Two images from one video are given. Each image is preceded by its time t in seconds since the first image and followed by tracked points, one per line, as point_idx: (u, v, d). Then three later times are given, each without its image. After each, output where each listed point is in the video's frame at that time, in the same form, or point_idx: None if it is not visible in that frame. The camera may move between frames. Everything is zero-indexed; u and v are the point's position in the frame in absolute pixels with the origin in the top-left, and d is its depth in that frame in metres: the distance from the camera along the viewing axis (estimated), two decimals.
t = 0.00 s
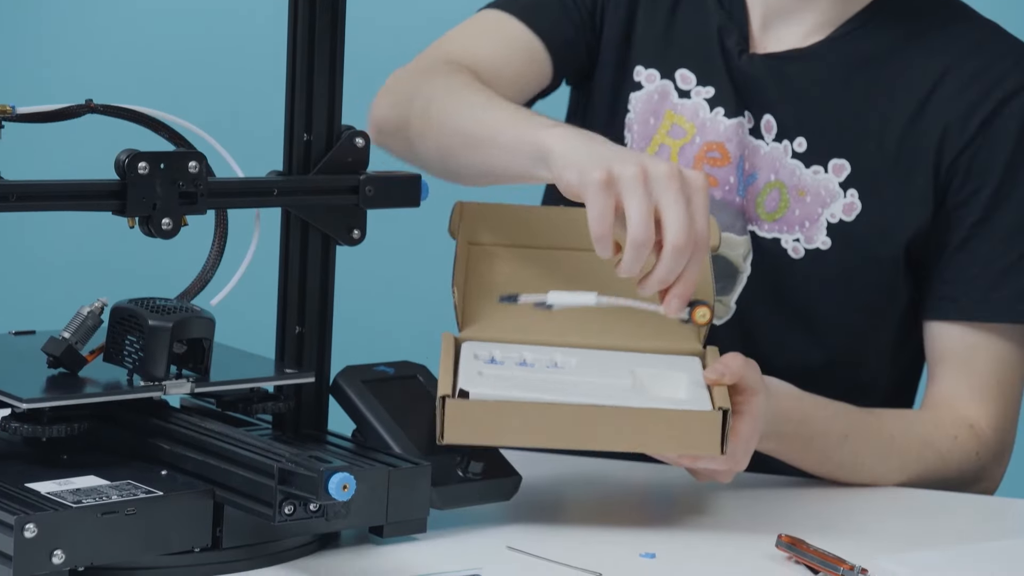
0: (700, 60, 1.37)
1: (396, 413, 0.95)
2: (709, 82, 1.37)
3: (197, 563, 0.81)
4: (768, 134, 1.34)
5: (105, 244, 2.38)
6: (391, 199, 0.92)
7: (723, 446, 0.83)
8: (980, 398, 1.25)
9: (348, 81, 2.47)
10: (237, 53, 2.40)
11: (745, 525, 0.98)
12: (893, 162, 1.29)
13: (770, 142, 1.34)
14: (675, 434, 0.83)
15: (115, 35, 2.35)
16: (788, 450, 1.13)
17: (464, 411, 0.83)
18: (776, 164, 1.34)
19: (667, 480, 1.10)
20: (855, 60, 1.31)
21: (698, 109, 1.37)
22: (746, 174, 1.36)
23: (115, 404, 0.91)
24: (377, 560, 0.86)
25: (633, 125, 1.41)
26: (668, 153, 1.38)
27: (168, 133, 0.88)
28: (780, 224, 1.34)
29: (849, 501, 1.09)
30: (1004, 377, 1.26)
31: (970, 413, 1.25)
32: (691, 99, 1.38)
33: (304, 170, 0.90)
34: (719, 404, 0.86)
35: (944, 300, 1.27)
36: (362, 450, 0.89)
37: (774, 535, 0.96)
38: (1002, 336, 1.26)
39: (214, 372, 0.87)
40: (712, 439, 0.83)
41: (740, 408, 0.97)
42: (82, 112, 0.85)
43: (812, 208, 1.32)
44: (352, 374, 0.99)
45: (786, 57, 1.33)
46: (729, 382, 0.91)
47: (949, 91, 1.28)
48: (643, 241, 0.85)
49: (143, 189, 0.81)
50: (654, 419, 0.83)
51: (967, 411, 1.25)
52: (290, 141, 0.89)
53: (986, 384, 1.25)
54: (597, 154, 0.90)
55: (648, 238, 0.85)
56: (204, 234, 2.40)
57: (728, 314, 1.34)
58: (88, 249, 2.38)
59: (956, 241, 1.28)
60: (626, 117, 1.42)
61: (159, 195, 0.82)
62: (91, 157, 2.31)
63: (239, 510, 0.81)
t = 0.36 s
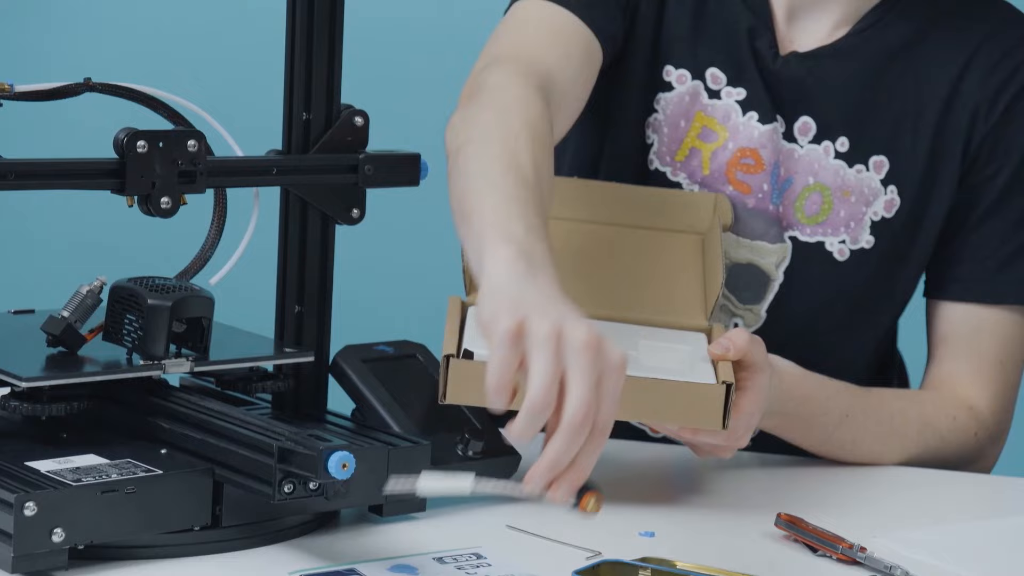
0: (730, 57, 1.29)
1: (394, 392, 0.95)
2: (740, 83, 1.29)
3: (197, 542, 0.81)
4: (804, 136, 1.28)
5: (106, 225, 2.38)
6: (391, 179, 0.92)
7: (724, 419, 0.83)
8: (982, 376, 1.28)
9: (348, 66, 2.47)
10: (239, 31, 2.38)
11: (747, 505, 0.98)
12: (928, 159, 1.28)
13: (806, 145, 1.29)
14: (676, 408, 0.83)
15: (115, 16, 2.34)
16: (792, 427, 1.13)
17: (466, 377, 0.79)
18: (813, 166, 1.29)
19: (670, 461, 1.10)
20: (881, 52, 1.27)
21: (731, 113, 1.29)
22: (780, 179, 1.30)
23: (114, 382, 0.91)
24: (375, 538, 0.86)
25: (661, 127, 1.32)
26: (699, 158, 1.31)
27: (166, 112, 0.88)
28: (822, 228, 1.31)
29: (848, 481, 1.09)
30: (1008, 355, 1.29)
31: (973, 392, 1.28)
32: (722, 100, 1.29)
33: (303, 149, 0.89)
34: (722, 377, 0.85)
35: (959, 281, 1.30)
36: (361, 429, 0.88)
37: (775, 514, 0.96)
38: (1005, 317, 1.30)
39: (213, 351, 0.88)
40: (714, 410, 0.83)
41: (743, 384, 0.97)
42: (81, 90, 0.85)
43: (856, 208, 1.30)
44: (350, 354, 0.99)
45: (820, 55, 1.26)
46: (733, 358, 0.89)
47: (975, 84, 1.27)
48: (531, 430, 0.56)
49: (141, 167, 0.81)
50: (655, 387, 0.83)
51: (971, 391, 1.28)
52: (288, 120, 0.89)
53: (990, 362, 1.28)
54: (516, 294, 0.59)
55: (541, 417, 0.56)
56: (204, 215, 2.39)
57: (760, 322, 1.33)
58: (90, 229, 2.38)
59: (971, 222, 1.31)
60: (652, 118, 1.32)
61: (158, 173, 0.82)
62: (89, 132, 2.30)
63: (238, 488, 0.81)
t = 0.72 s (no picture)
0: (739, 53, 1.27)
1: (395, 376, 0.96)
2: (748, 79, 1.27)
3: (197, 524, 0.81)
4: (811, 133, 1.27)
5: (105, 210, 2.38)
6: (390, 161, 0.92)
7: (734, 416, 0.83)
8: (980, 359, 1.31)
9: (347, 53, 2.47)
10: (240, 18, 2.38)
11: (746, 488, 0.98)
12: (936, 149, 1.28)
13: (813, 142, 1.27)
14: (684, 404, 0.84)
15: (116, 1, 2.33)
16: (795, 412, 1.14)
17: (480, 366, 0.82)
18: (821, 163, 1.28)
19: (670, 446, 1.11)
20: (887, 44, 1.26)
21: (740, 110, 1.27)
22: (788, 177, 1.29)
23: (115, 365, 0.91)
24: (374, 520, 0.87)
25: (670, 128, 1.30)
26: (710, 157, 1.30)
27: (165, 94, 0.88)
28: (831, 224, 1.30)
29: (847, 464, 1.09)
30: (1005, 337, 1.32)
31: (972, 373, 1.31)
32: (730, 97, 1.28)
33: (302, 131, 0.89)
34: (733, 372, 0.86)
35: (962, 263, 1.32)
36: (361, 411, 0.89)
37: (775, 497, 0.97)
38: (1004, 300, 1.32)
39: (213, 333, 0.87)
40: (724, 407, 0.83)
41: (753, 374, 0.98)
42: (80, 72, 0.85)
43: (864, 204, 1.29)
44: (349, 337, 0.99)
45: (828, 53, 1.24)
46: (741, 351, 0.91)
47: (979, 69, 1.27)
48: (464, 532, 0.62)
49: (139, 149, 0.81)
50: (664, 381, 0.84)
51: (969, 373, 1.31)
52: (287, 102, 0.89)
53: (987, 344, 1.31)
54: (457, 403, 0.65)
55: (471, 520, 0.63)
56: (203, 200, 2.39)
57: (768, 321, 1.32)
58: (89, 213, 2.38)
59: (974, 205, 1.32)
60: (659, 119, 1.30)
61: (157, 155, 0.82)
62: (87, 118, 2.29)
63: (238, 470, 0.81)
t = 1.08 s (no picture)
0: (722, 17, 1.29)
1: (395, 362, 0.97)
2: (732, 42, 1.29)
3: (196, 510, 0.81)
4: (792, 97, 1.30)
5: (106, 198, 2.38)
6: (390, 146, 0.92)
7: (728, 408, 0.84)
8: (980, 343, 1.32)
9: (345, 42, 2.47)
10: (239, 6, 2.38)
11: (745, 474, 0.99)
12: (918, 124, 1.30)
13: (795, 106, 1.30)
14: (681, 395, 0.84)
15: None
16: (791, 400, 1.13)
17: (468, 364, 0.82)
18: (801, 128, 1.31)
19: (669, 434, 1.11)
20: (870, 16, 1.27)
21: (722, 72, 1.30)
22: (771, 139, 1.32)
23: (115, 350, 0.91)
24: (372, 505, 0.87)
25: (652, 84, 1.33)
26: (691, 117, 1.31)
27: (164, 79, 0.88)
28: (809, 189, 1.32)
29: (845, 450, 1.09)
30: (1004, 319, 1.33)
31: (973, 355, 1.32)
32: (713, 59, 1.30)
33: (301, 116, 0.89)
34: (727, 365, 0.88)
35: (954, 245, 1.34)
36: (361, 396, 0.89)
37: (775, 482, 0.97)
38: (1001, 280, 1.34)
39: (212, 318, 0.87)
40: (718, 400, 0.84)
41: (746, 367, 0.97)
42: (78, 57, 0.85)
43: (842, 171, 1.31)
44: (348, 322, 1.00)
45: (806, 20, 1.28)
46: (736, 342, 0.91)
47: (963, 47, 1.29)
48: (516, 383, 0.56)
49: (139, 134, 0.80)
50: (660, 375, 0.84)
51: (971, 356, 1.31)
52: (287, 88, 0.89)
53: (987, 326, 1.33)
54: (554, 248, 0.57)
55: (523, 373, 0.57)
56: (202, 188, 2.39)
57: (753, 283, 1.34)
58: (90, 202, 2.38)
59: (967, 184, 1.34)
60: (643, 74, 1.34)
61: (157, 139, 0.81)
62: (85, 105, 2.28)
63: (237, 455, 0.81)
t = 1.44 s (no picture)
0: None
1: (394, 351, 0.97)
2: (729, 16, 1.41)
3: (195, 499, 0.81)
4: (791, 71, 1.41)
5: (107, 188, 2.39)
6: (390, 134, 0.92)
7: (735, 378, 0.86)
8: (981, 332, 1.38)
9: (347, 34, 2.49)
10: None
11: (742, 461, 0.99)
12: (917, 101, 1.39)
13: (792, 80, 1.41)
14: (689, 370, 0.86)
15: None
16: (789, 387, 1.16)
17: (473, 347, 0.84)
18: (797, 102, 1.41)
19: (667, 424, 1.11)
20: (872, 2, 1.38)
21: (719, 45, 1.42)
22: (766, 112, 1.43)
23: (115, 340, 0.91)
24: (371, 495, 0.87)
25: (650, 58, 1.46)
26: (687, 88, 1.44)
27: (163, 68, 0.88)
28: (802, 162, 1.42)
29: (845, 440, 1.09)
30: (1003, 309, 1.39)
31: (971, 343, 1.38)
32: (712, 33, 1.42)
33: (300, 105, 0.89)
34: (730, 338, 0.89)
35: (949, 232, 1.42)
36: (360, 386, 0.88)
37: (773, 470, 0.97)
38: (1000, 270, 1.40)
39: (211, 308, 0.87)
40: (725, 372, 0.86)
41: (748, 342, 0.98)
42: (77, 46, 0.85)
43: (835, 146, 1.41)
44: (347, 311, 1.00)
45: None
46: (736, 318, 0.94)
47: (967, 37, 1.38)
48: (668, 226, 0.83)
49: (137, 123, 0.80)
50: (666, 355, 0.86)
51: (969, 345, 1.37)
52: (286, 77, 0.89)
53: (985, 316, 1.38)
54: (661, 108, 0.86)
55: (680, 212, 0.82)
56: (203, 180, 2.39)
57: (744, 253, 1.45)
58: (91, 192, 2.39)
59: (966, 173, 1.43)
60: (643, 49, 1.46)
61: (155, 129, 0.81)
62: (85, 96, 2.27)
63: (237, 445, 0.81)
